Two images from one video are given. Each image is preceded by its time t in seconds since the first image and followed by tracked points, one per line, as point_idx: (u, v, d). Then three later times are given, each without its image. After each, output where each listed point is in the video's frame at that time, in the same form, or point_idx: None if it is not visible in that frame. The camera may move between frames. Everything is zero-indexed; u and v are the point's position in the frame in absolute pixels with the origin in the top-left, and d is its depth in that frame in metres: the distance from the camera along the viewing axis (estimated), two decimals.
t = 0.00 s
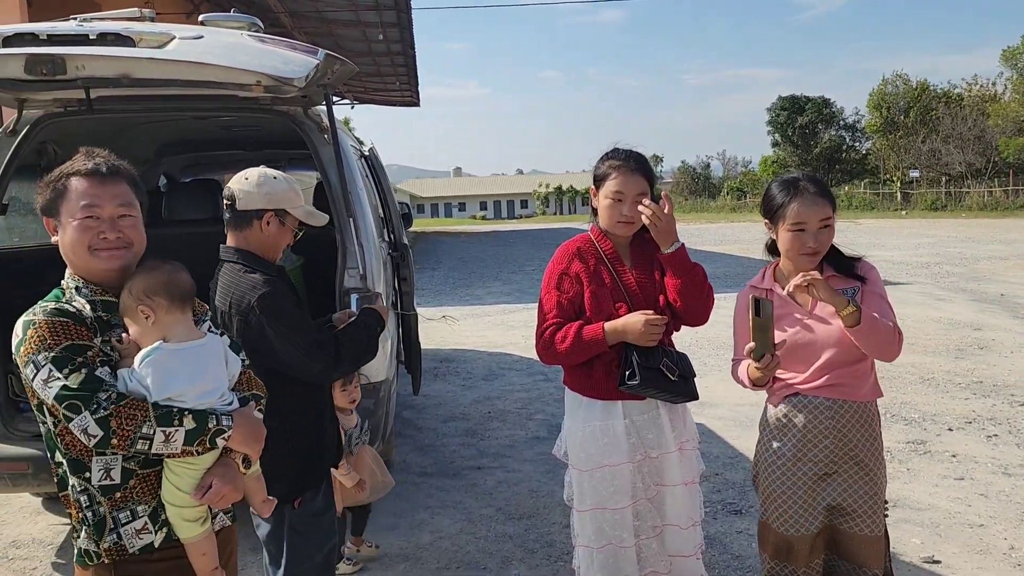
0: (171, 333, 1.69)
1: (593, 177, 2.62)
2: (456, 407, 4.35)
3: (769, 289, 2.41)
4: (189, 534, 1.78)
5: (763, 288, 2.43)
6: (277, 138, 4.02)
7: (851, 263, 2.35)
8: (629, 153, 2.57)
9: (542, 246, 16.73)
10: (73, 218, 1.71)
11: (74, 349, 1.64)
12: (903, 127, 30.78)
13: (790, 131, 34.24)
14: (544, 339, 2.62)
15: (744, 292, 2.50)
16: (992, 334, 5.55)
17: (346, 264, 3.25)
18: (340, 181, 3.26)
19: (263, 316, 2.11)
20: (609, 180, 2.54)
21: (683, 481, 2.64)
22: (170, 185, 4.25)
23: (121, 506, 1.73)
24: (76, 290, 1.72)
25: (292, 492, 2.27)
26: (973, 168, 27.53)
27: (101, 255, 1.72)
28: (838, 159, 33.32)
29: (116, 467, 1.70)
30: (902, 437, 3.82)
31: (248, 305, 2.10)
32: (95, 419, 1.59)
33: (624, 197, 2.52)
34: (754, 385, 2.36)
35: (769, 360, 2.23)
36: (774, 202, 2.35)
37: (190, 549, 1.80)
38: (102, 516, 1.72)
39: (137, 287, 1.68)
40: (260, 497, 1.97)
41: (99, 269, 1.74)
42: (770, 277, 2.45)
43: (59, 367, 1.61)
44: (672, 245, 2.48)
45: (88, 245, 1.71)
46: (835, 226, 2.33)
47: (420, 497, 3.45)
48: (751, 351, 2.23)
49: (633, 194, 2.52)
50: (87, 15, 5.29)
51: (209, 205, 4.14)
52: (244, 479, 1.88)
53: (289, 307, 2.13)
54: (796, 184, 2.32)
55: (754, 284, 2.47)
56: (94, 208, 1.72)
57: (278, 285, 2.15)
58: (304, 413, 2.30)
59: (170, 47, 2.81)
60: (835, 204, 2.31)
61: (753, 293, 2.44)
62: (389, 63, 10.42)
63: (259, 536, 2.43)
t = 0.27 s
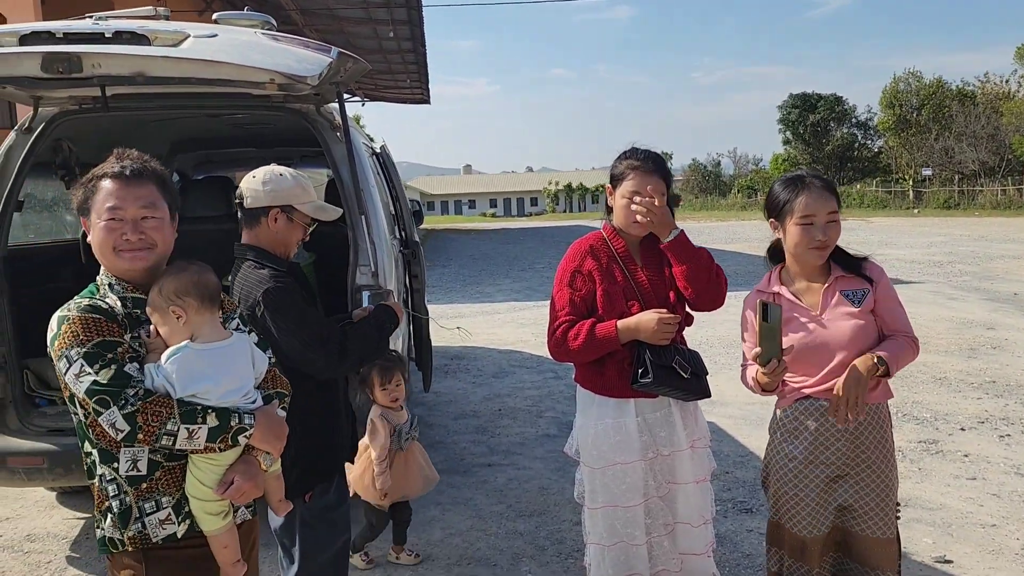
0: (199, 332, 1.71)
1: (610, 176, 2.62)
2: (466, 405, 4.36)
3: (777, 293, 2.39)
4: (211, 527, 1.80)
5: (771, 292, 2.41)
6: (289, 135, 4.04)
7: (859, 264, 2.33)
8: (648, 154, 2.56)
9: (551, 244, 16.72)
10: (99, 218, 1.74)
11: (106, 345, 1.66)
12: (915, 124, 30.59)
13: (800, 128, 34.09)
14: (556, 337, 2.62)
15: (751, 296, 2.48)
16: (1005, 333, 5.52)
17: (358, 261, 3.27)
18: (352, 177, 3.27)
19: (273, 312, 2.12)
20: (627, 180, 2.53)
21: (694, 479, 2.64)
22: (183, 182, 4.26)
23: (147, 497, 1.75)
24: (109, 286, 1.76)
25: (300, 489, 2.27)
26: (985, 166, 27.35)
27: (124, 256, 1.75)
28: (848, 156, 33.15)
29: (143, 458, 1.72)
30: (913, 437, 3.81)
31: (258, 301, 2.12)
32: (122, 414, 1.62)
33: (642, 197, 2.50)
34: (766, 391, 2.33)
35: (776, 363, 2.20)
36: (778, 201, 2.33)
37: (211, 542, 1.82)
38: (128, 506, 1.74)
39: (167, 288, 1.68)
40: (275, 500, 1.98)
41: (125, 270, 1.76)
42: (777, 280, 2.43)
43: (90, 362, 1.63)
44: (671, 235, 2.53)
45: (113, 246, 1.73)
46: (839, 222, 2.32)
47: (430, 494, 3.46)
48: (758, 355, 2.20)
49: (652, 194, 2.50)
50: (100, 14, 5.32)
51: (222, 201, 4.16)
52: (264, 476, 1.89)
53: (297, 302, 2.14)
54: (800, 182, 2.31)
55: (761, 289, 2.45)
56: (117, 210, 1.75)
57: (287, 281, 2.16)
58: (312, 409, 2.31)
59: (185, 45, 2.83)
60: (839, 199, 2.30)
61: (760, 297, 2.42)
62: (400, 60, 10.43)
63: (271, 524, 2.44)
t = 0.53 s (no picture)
0: (212, 325, 1.72)
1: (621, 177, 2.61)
2: (471, 403, 4.36)
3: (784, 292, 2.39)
4: (223, 518, 1.80)
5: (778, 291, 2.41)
6: (296, 134, 4.05)
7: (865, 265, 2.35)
8: (659, 154, 2.54)
9: (555, 243, 16.71)
10: (123, 215, 1.77)
11: (121, 338, 1.69)
12: (919, 124, 30.51)
13: (804, 128, 34.03)
14: (562, 335, 2.62)
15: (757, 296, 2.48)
16: (1011, 334, 5.51)
17: (364, 260, 3.28)
18: (359, 176, 3.28)
19: (278, 308, 2.13)
20: (635, 180, 2.52)
21: (700, 478, 2.64)
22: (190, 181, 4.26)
23: (160, 488, 1.78)
24: (123, 282, 1.79)
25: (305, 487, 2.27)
26: (990, 166, 27.27)
27: (146, 253, 1.77)
28: (852, 156, 33.07)
29: (157, 450, 1.75)
30: (919, 437, 3.81)
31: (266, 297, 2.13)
32: (137, 404, 1.64)
33: (649, 198, 2.50)
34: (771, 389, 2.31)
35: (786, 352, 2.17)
36: (786, 200, 2.33)
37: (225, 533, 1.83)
38: (143, 497, 1.76)
39: (189, 277, 1.71)
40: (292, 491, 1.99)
41: (145, 266, 1.79)
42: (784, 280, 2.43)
43: (106, 354, 1.66)
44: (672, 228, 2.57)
45: (135, 243, 1.76)
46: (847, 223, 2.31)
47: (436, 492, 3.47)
48: (766, 344, 2.18)
49: (658, 195, 2.50)
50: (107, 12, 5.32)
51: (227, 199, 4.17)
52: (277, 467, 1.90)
53: (302, 299, 2.15)
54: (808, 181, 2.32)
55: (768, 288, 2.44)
56: (141, 208, 1.77)
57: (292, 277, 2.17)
58: (315, 406, 2.31)
59: (193, 43, 2.84)
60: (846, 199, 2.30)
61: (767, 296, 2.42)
62: (405, 59, 10.43)
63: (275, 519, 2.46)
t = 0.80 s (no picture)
0: (213, 322, 1.76)
1: (619, 177, 2.61)
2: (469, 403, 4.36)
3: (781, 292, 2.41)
4: (230, 512, 1.82)
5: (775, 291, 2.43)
6: (294, 134, 4.05)
7: (862, 265, 2.34)
8: (656, 155, 2.55)
9: (552, 244, 16.73)
10: (157, 221, 1.81)
11: (125, 336, 1.71)
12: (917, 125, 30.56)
13: (802, 128, 34.06)
14: (559, 335, 2.63)
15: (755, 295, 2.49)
16: (1007, 334, 5.53)
17: (363, 260, 3.29)
18: (357, 176, 3.29)
19: (276, 306, 2.15)
20: (632, 183, 2.53)
21: (696, 479, 2.65)
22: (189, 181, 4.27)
23: (166, 485, 1.79)
24: (124, 282, 1.81)
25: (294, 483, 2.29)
26: (988, 167, 27.31)
27: (179, 252, 1.85)
28: (850, 157, 33.11)
29: (162, 447, 1.77)
30: (916, 438, 3.82)
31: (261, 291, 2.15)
32: (145, 401, 1.67)
33: (645, 201, 2.51)
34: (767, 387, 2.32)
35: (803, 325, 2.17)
36: (785, 201, 2.33)
37: (233, 527, 1.85)
38: (149, 495, 1.78)
39: (194, 274, 1.72)
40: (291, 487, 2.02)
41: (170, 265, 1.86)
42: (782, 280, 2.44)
43: (112, 352, 1.68)
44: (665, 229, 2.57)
45: (172, 244, 1.83)
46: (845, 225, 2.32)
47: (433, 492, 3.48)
48: (785, 313, 2.20)
49: (654, 198, 2.51)
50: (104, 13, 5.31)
51: (226, 198, 4.17)
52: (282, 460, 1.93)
53: (298, 298, 2.16)
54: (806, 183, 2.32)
55: (765, 288, 2.46)
56: (176, 210, 1.84)
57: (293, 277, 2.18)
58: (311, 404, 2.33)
59: (193, 44, 2.84)
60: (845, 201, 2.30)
61: (765, 295, 2.43)
62: (403, 59, 10.42)
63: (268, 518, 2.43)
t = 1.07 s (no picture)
0: (206, 323, 1.78)
1: (608, 178, 2.61)
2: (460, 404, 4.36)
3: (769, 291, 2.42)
4: (233, 506, 1.85)
5: (763, 289, 2.44)
6: (284, 135, 4.04)
7: (849, 265, 2.34)
8: (644, 156, 2.56)
9: (545, 245, 16.74)
10: (154, 224, 1.82)
11: (121, 337, 1.71)
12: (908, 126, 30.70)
13: (794, 130, 34.17)
14: (548, 336, 2.64)
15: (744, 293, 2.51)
16: (995, 334, 5.56)
17: (353, 261, 3.29)
18: (347, 178, 3.29)
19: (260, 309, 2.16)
20: (622, 184, 2.53)
21: (685, 479, 2.66)
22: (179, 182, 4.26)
23: (165, 485, 1.80)
24: (110, 285, 1.79)
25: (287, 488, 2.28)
26: (977, 169, 27.48)
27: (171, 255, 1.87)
28: (842, 158, 33.22)
29: (160, 446, 1.78)
30: (904, 437, 3.83)
31: (242, 295, 2.17)
32: (147, 400, 1.67)
33: (636, 202, 2.51)
34: (751, 383, 2.33)
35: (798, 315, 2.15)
36: (772, 200, 2.34)
37: (236, 520, 1.87)
38: (148, 495, 1.78)
39: (188, 276, 1.73)
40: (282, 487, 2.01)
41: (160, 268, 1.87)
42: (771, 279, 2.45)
43: (109, 354, 1.68)
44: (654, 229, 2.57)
45: (166, 247, 1.85)
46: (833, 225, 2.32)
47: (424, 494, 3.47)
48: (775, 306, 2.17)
49: (644, 199, 2.51)
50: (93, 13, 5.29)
51: (217, 200, 4.17)
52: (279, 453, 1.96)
53: (278, 301, 2.17)
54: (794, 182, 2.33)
55: (754, 287, 2.47)
56: (172, 214, 1.85)
57: (281, 278, 2.19)
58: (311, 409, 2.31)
59: (181, 45, 2.84)
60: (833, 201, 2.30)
61: (753, 293, 2.45)
62: (394, 60, 10.41)
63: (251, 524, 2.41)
